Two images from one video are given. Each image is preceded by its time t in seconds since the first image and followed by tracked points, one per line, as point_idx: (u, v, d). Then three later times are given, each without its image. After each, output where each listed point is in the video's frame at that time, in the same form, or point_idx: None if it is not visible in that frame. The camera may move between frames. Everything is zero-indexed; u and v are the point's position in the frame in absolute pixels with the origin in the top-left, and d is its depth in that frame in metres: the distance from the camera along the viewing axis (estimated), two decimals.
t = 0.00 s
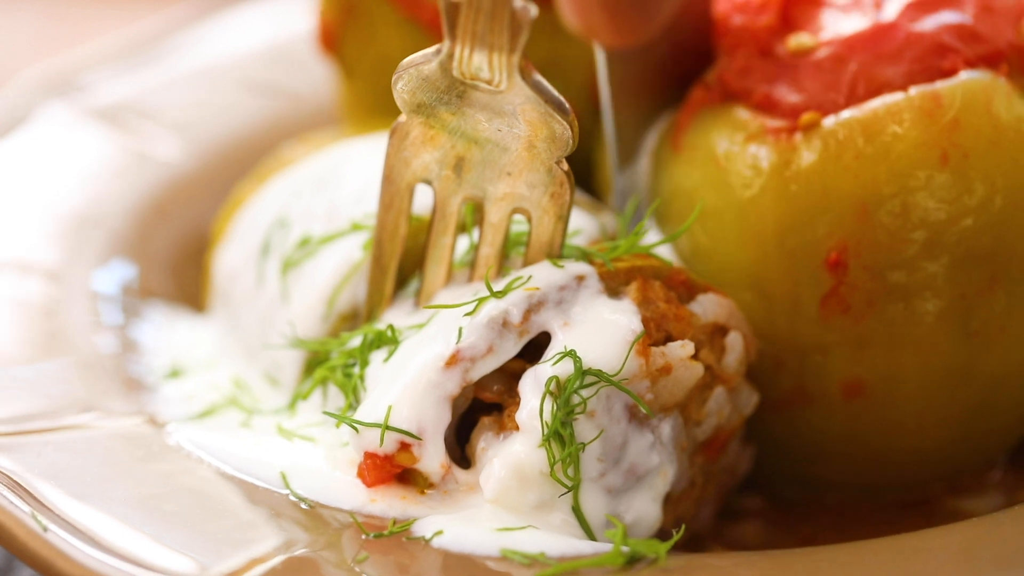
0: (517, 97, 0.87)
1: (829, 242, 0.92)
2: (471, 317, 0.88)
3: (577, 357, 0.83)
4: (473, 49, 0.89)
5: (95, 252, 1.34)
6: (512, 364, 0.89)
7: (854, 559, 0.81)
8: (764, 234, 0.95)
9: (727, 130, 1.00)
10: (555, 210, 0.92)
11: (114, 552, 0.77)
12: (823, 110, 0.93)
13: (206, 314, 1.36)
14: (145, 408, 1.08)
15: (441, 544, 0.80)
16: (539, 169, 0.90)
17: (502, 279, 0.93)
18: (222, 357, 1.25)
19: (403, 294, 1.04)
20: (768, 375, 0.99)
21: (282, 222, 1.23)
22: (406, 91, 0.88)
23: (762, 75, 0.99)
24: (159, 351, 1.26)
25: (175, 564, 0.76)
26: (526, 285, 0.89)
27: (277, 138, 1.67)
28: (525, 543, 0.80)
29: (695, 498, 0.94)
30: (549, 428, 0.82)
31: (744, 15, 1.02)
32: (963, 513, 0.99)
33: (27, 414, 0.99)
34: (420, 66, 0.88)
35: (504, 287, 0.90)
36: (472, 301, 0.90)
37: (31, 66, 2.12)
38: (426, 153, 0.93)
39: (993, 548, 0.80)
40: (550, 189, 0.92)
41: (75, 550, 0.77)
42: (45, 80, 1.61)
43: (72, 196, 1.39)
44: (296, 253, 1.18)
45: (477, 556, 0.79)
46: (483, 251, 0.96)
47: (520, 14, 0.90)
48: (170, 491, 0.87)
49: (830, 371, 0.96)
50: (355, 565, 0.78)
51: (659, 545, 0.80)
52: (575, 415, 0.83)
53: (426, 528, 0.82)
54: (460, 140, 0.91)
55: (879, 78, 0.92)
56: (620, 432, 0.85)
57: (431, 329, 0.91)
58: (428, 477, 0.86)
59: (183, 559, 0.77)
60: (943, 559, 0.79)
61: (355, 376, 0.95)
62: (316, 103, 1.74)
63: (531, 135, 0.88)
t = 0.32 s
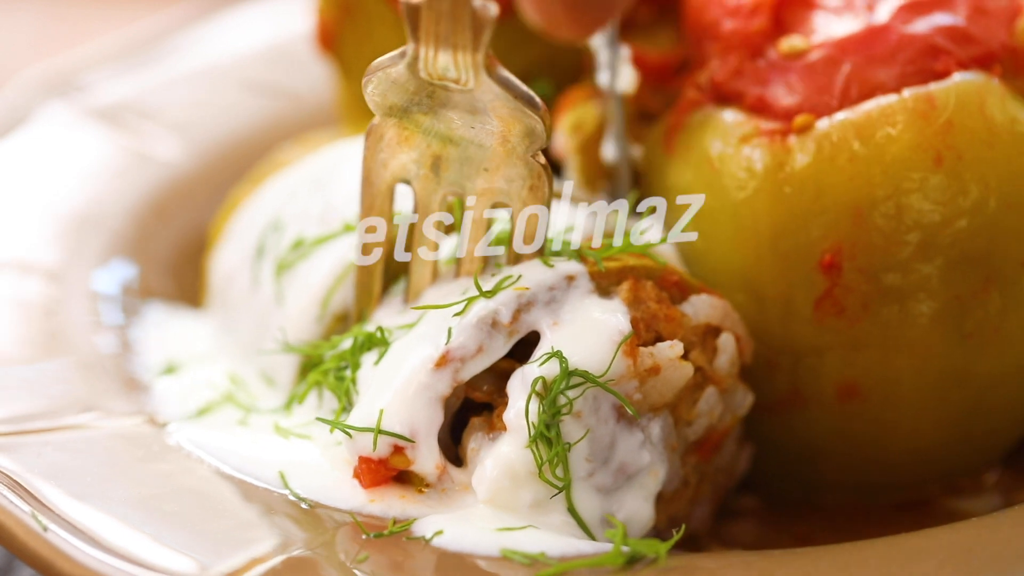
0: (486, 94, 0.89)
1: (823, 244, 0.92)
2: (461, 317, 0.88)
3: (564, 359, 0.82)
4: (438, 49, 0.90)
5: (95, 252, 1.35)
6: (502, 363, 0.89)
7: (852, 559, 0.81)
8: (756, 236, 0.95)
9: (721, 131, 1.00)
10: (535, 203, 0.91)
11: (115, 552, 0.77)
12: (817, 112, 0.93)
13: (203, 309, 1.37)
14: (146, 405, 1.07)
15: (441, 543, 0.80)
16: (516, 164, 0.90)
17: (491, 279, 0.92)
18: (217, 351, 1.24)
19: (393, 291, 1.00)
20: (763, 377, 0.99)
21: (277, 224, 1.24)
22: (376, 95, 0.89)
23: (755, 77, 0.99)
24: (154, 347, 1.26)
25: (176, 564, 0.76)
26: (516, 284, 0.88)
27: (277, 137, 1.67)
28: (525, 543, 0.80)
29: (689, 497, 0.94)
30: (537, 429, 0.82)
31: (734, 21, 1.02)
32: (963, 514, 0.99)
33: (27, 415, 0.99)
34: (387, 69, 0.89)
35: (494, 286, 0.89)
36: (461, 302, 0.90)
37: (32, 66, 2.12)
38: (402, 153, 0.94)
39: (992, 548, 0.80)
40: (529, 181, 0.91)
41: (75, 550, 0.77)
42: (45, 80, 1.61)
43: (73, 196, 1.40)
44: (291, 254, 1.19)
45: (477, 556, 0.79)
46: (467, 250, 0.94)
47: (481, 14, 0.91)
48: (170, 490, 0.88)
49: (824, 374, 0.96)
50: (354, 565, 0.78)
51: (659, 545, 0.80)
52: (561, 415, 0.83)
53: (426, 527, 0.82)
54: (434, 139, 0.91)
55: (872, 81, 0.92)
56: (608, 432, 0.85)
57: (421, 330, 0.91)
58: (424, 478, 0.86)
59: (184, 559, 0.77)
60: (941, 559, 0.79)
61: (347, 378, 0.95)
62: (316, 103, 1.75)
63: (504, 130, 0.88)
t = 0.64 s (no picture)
0: (462, 92, 0.87)
1: (822, 244, 0.92)
2: (456, 317, 0.87)
3: (560, 358, 0.82)
4: (409, 50, 0.87)
5: (96, 252, 1.35)
6: (498, 363, 0.89)
7: (852, 559, 0.81)
8: (756, 236, 0.95)
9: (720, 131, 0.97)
10: (517, 197, 0.90)
11: (115, 551, 0.77)
12: (816, 112, 0.93)
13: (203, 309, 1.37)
14: (146, 404, 1.07)
15: (442, 543, 0.80)
16: (497, 158, 0.88)
17: (483, 278, 0.90)
18: (216, 350, 1.24)
19: (382, 290, 1.01)
20: (762, 377, 0.99)
21: (277, 225, 1.24)
22: (353, 98, 0.87)
23: (755, 78, 0.98)
24: (153, 345, 1.25)
25: (176, 564, 0.76)
26: (511, 283, 0.88)
27: (277, 137, 1.67)
28: (525, 543, 0.80)
29: (688, 490, 0.94)
30: (534, 428, 0.82)
31: (734, 22, 1.02)
32: (965, 514, 0.99)
33: (27, 415, 0.99)
34: (361, 72, 0.87)
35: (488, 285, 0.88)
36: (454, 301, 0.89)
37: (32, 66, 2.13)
38: (383, 153, 0.92)
39: (992, 547, 0.81)
40: (511, 176, 0.89)
41: (75, 549, 0.77)
42: (45, 81, 1.62)
43: (72, 196, 1.40)
44: (290, 255, 1.19)
45: (477, 555, 0.79)
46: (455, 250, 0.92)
47: (449, 11, 0.86)
48: (170, 490, 0.88)
49: (824, 374, 0.96)
50: (354, 565, 0.78)
51: (659, 545, 0.80)
52: (558, 413, 0.83)
53: (426, 527, 0.82)
54: (413, 138, 0.90)
55: (872, 81, 0.92)
56: (606, 428, 0.85)
57: (415, 331, 0.90)
58: (424, 478, 0.87)
59: (183, 559, 0.77)
60: (940, 559, 0.79)
61: (343, 381, 0.95)
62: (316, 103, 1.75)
63: (483, 127, 0.87)
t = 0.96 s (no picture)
0: (437, 89, 0.91)
1: (830, 239, 0.92)
2: (446, 317, 0.87)
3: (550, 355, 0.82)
4: (382, 50, 0.91)
5: (96, 253, 1.34)
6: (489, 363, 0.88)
7: (855, 560, 0.81)
8: (767, 228, 0.95)
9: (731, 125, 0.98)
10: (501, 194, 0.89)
11: (114, 552, 0.77)
12: (826, 106, 0.93)
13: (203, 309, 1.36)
14: (145, 404, 1.07)
15: (441, 544, 0.80)
16: (478, 154, 0.88)
17: (472, 278, 0.90)
18: (215, 349, 1.23)
19: (371, 291, 0.99)
20: (764, 372, 0.99)
21: (273, 227, 1.25)
22: (331, 100, 0.89)
23: (766, 71, 0.98)
24: (151, 345, 1.24)
25: (175, 564, 0.76)
26: (501, 281, 0.87)
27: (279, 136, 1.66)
28: (525, 543, 0.80)
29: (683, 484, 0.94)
30: (526, 428, 0.83)
31: (746, 16, 1.02)
32: (965, 514, 0.99)
33: (27, 415, 0.99)
34: (337, 73, 0.90)
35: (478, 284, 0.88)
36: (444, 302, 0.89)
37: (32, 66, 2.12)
38: (365, 154, 0.92)
39: (996, 548, 0.81)
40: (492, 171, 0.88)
41: (74, 550, 0.77)
42: (46, 82, 1.61)
43: (72, 198, 1.40)
44: (288, 255, 1.21)
45: (477, 556, 0.79)
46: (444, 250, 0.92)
47: (419, 10, 0.92)
48: (170, 490, 0.87)
49: (829, 370, 0.96)
50: (354, 566, 0.77)
51: (659, 545, 0.81)
52: (549, 411, 0.83)
53: (426, 527, 0.82)
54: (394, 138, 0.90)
55: (882, 77, 0.92)
56: (598, 424, 0.85)
57: (407, 332, 0.89)
58: (423, 479, 0.86)
59: (183, 559, 0.77)
60: (943, 560, 0.79)
61: (338, 385, 0.94)
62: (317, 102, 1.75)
63: (461, 121, 0.88)
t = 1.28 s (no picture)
0: (387, 40, 0.88)
1: (838, 250, 0.92)
2: (391, 274, 0.89)
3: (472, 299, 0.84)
4: (331, 6, 0.87)
5: (97, 246, 1.34)
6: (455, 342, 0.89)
7: (862, 558, 0.80)
8: (775, 244, 0.95)
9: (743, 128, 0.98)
10: (451, 141, 0.91)
11: (115, 543, 0.78)
12: (834, 117, 0.94)
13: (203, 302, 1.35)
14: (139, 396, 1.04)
15: (443, 539, 0.82)
16: (428, 105, 0.91)
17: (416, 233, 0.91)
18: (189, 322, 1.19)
19: (325, 251, 1.05)
20: (770, 384, 0.99)
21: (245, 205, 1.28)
22: (277, 60, 0.91)
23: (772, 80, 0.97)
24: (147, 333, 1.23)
25: (176, 557, 0.77)
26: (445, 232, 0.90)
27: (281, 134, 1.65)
28: (526, 540, 0.82)
29: (623, 447, 0.91)
30: (446, 370, 0.83)
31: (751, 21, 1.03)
32: (965, 515, 0.99)
33: (28, 409, 0.98)
34: (284, 30, 0.89)
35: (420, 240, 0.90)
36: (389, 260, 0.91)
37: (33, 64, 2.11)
38: (312, 112, 0.93)
39: (1000, 548, 0.80)
40: (443, 121, 0.91)
41: (75, 542, 0.78)
42: (47, 78, 1.61)
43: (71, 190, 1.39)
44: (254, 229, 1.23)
45: (477, 552, 0.80)
46: (392, 196, 0.95)
47: None
48: (169, 485, 0.87)
49: (837, 380, 0.96)
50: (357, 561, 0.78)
51: (661, 542, 0.81)
52: (469, 352, 0.84)
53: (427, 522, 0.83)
54: (341, 93, 0.91)
55: (889, 86, 0.92)
56: (524, 371, 0.86)
57: (354, 292, 0.90)
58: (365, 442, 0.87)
59: (184, 553, 0.77)
60: (948, 560, 0.79)
61: (287, 344, 0.93)
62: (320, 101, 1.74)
63: (410, 73, 0.89)
